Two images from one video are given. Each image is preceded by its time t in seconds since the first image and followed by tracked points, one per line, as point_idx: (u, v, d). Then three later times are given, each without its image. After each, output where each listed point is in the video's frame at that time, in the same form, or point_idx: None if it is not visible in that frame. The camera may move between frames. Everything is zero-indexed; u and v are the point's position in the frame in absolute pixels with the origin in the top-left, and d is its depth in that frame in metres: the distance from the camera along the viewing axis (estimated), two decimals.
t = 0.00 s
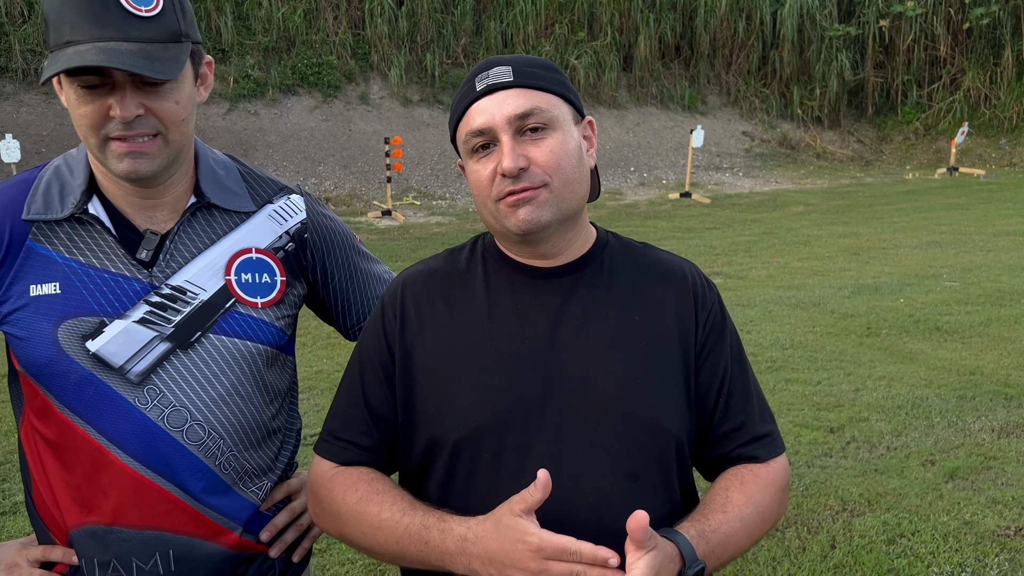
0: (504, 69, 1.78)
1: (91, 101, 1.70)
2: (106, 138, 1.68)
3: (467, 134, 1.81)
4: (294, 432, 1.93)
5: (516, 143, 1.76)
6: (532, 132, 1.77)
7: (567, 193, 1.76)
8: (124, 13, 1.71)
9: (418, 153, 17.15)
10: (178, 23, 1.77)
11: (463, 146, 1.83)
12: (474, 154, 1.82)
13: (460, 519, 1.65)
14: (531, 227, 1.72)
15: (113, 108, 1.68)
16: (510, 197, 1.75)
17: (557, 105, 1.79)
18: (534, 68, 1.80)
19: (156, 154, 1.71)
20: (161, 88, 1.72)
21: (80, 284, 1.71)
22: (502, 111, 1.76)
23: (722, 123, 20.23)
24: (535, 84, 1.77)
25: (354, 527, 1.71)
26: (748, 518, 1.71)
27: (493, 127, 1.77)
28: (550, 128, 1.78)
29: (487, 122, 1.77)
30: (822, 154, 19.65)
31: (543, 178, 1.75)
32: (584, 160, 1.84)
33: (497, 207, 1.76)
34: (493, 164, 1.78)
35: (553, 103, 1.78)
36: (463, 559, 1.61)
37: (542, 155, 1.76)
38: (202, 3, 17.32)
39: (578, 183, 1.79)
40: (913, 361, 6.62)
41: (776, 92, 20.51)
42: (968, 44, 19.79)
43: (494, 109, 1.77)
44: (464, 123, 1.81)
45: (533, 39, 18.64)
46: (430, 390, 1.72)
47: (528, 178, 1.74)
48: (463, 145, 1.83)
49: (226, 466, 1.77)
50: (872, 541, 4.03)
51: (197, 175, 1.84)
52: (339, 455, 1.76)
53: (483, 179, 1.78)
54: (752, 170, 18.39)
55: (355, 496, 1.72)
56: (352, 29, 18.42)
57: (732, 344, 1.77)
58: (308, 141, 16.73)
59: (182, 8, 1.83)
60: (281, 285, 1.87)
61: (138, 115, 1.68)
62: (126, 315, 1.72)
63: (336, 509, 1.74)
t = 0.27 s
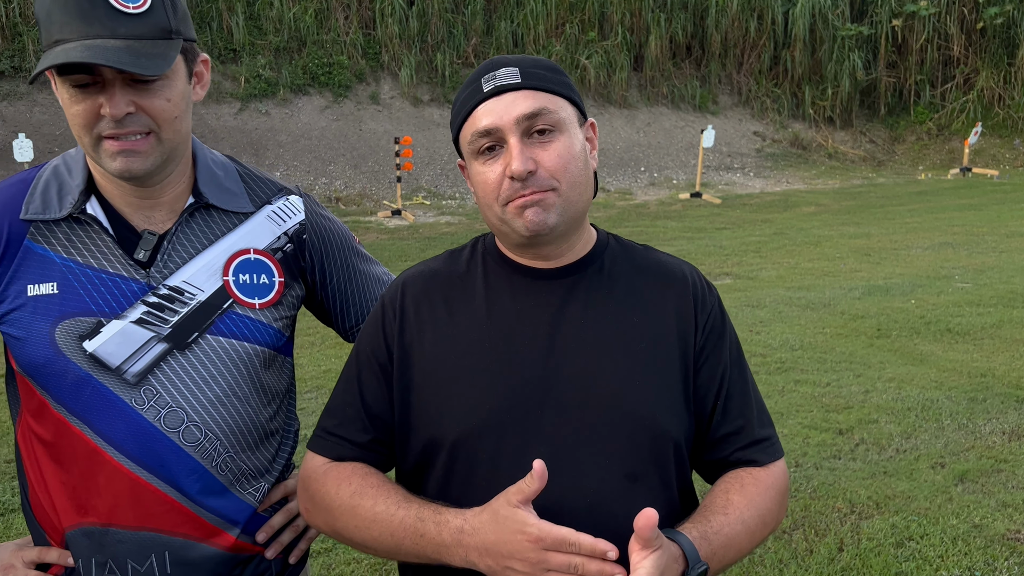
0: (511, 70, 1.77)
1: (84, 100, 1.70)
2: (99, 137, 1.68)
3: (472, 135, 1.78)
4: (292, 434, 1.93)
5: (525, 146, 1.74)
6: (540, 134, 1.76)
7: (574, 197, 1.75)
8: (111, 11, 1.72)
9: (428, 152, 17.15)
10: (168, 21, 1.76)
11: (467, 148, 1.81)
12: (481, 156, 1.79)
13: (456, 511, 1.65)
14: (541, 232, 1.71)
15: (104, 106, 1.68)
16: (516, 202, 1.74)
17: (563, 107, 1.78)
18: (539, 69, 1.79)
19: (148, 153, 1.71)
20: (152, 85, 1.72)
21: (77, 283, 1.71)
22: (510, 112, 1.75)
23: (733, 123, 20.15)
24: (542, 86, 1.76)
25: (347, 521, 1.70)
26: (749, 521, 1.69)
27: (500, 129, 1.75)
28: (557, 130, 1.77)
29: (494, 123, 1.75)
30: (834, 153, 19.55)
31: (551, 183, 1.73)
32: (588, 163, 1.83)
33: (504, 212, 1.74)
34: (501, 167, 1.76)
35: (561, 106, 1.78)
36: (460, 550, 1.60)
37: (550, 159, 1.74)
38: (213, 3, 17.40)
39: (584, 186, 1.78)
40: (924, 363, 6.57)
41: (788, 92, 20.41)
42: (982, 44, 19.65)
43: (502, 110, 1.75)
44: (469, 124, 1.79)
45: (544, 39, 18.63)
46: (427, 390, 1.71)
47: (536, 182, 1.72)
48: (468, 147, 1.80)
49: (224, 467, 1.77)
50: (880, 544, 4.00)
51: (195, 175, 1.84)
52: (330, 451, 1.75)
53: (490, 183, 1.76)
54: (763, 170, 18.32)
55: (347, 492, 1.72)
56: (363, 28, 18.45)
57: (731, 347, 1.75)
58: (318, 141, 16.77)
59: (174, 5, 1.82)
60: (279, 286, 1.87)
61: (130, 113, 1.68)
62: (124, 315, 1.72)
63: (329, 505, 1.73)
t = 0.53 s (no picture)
0: (518, 58, 1.83)
1: (75, 98, 1.72)
2: (89, 135, 1.69)
3: (470, 115, 1.83)
4: (288, 436, 1.94)
5: (517, 128, 1.77)
6: (534, 121, 1.79)
7: (561, 185, 1.75)
8: (99, 9, 1.71)
9: (436, 153, 17.16)
10: (158, 18, 1.75)
11: (467, 130, 1.85)
12: (477, 137, 1.83)
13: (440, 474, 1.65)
14: (520, 214, 1.72)
15: (94, 104, 1.69)
16: (503, 180, 1.75)
17: (563, 99, 1.81)
18: (548, 62, 1.84)
19: (139, 151, 1.71)
20: (141, 82, 1.72)
21: (71, 283, 1.72)
22: (508, 94, 1.79)
23: (741, 123, 20.10)
24: (545, 75, 1.81)
25: (334, 499, 1.70)
26: (755, 522, 1.68)
27: (497, 109, 1.79)
28: (552, 119, 1.79)
29: (492, 103, 1.80)
30: (843, 154, 19.49)
31: (538, 167, 1.74)
32: (586, 163, 1.83)
33: (491, 189, 1.76)
34: (491, 146, 1.78)
35: (560, 98, 1.81)
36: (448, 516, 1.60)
37: (541, 143, 1.76)
38: (222, 4, 17.46)
39: (573, 179, 1.78)
40: (932, 364, 6.54)
41: (797, 92, 20.34)
42: (992, 44, 19.55)
43: (500, 93, 1.80)
44: (471, 105, 1.84)
45: (552, 39, 18.63)
46: (422, 389, 1.73)
47: (523, 163, 1.74)
48: (467, 129, 1.85)
49: (217, 469, 1.78)
50: (887, 547, 3.98)
51: (190, 175, 1.85)
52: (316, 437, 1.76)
53: (480, 161, 1.79)
54: (772, 170, 18.28)
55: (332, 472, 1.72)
56: (371, 29, 18.47)
57: (732, 347, 1.74)
58: (326, 141, 16.81)
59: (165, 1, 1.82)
60: (275, 286, 1.88)
61: (119, 111, 1.69)
62: (118, 316, 1.73)
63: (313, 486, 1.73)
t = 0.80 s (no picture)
0: (532, 54, 1.82)
1: (67, 97, 1.72)
2: (82, 134, 1.69)
3: (478, 105, 1.84)
4: (284, 436, 1.95)
5: (521, 123, 1.76)
6: (540, 118, 1.78)
7: (558, 184, 1.74)
8: (88, 8, 1.71)
9: (443, 153, 17.17)
10: (149, 16, 1.75)
11: (473, 119, 1.86)
12: (482, 128, 1.83)
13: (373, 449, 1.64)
14: (514, 206, 1.72)
15: (86, 102, 1.69)
16: (501, 171, 1.75)
17: (572, 100, 1.80)
18: (562, 62, 1.83)
19: (131, 150, 1.71)
20: (132, 81, 1.72)
21: (66, 283, 1.73)
22: (517, 88, 1.78)
23: (750, 123, 20.03)
24: (557, 73, 1.79)
25: (290, 484, 1.74)
26: (757, 527, 1.66)
27: (504, 103, 1.79)
28: (558, 118, 1.78)
29: (499, 95, 1.80)
30: (851, 155, 19.41)
31: (537, 163, 1.74)
32: (588, 166, 1.82)
33: (486, 180, 1.76)
34: (494, 138, 1.78)
35: (570, 97, 1.79)
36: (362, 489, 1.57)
37: (543, 141, 1.75)
38: (231, 5, 17.51)
39: (572, 181, 1.76)
40: (940, 366, 6.49)
41: (806, 92, 20.28)
42: (1003, 44, 19.43)
43: (510, 86, 1.80)
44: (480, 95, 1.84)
45: (560, 40, 18.61)
46: (413, 388, 1.74)
47: (522, 157, 1.73)
48: (474, 120, 1.85)
49: (212, 470, 1.79)
50: (893, 550, 3.95)
51: (186, 174, 1.86)
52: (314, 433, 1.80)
53: (481, 151, 1.79)
54: (780, 171, 18.22)
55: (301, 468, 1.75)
56: (379, 29, 18.49)
57: (731, 349, 1.72)
58: (334, 142, 16.83)
59: None
60: (272, 286, 1.89)
61: (111, 110, 1.69)
62: (112, 316, 1.74)
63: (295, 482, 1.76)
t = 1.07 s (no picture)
0: (528, 59, 1.77)
1: (65, 101, 1.71)
2: (82, 137, 1.69)
3: (474, 114, 1.80)
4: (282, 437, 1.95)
5: (520, 138, 1.75)
6: (539, 130, 1.76)
7: (559, 201, 1.75)
8: (87, 12, 1.71)
9: (448, 153, 17.18)
10: (148, 19, 1.75)
11: (468, 127, 1.83)
12: (479, 137, 1.81)
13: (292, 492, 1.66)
14: (520, 229, 1.72)
15: (85, 106, 1.69)
16: (502, 190, 1.75)
17: (571, 108, 1.77)
18: (558, 65, 1.78)
19: (131, 153, 1.71)
20: (132, 84, 1.72)
21: (64, 283, 1.74)
22: (514, 101, 1.75)
23: (755, 124, 20.00)
24: (554, 82, 1.76)
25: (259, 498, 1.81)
26: (755, 533, 1.65)
27: (502, 115, 1.77)
28: (557, 130, 1.77)
29: (496, 107, 1.77)
30: (857, 156, 19.36)
31: (537, 180, 1.74)
32: (586, 173, 1.82)
33: (488, 197, 1.76)
34: (493, 152, 1.77)
35: (568, 106, 1.77)
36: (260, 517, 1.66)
37: (543, 157, 1.75)
38: (236, 5, 17.55)
39: (573, 194, 1.77)
40: (945, 368, 6.47)
41: (811, 93, 20.23)
42: (1010, 44, 19.35)
43: (507, 97, 1.76)
44: (475, 103, 1.80)
45: (565, 40, 18.60)
46: (409, 391, 1.74)
47: (523, 176, 1.74)
48: (469, 127, 1.83)
49: (210, 470, 1.79)
50: (897, 553, 3.93)
51: (184, 175, 1.86)
52: (313, 442, 1.83)
53: (480, 166, 1.78)
54: (786, 172, 18.18)
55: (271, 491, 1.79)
56: (384, 30, 18.50)
57: (730, 352, 1.71)
58: (339, 142, 16.85)
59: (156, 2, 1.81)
60: (269, 287, 1.89)
61: (110, 114, 1.68)
62: (109, 316, 1.75)
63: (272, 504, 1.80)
